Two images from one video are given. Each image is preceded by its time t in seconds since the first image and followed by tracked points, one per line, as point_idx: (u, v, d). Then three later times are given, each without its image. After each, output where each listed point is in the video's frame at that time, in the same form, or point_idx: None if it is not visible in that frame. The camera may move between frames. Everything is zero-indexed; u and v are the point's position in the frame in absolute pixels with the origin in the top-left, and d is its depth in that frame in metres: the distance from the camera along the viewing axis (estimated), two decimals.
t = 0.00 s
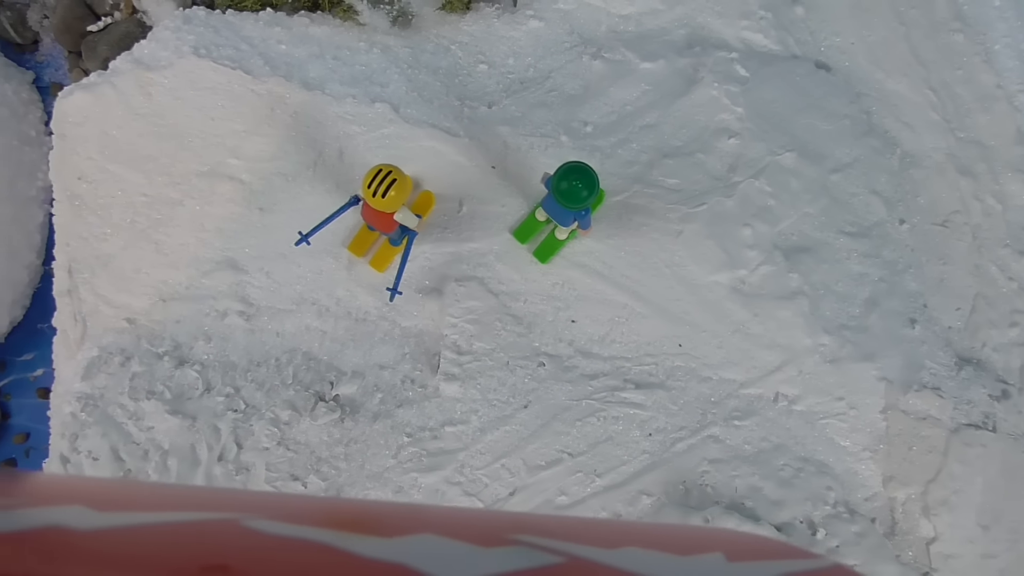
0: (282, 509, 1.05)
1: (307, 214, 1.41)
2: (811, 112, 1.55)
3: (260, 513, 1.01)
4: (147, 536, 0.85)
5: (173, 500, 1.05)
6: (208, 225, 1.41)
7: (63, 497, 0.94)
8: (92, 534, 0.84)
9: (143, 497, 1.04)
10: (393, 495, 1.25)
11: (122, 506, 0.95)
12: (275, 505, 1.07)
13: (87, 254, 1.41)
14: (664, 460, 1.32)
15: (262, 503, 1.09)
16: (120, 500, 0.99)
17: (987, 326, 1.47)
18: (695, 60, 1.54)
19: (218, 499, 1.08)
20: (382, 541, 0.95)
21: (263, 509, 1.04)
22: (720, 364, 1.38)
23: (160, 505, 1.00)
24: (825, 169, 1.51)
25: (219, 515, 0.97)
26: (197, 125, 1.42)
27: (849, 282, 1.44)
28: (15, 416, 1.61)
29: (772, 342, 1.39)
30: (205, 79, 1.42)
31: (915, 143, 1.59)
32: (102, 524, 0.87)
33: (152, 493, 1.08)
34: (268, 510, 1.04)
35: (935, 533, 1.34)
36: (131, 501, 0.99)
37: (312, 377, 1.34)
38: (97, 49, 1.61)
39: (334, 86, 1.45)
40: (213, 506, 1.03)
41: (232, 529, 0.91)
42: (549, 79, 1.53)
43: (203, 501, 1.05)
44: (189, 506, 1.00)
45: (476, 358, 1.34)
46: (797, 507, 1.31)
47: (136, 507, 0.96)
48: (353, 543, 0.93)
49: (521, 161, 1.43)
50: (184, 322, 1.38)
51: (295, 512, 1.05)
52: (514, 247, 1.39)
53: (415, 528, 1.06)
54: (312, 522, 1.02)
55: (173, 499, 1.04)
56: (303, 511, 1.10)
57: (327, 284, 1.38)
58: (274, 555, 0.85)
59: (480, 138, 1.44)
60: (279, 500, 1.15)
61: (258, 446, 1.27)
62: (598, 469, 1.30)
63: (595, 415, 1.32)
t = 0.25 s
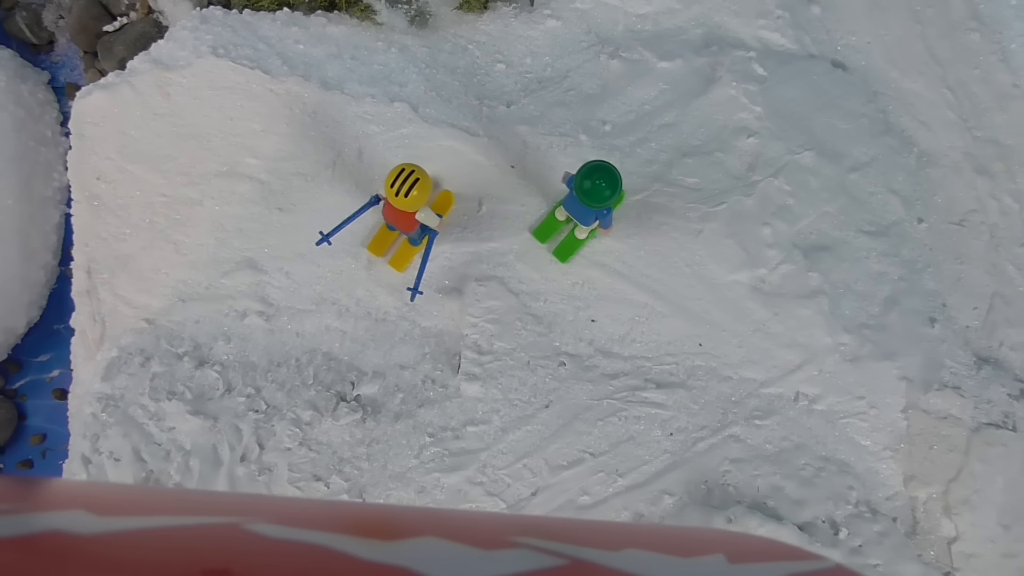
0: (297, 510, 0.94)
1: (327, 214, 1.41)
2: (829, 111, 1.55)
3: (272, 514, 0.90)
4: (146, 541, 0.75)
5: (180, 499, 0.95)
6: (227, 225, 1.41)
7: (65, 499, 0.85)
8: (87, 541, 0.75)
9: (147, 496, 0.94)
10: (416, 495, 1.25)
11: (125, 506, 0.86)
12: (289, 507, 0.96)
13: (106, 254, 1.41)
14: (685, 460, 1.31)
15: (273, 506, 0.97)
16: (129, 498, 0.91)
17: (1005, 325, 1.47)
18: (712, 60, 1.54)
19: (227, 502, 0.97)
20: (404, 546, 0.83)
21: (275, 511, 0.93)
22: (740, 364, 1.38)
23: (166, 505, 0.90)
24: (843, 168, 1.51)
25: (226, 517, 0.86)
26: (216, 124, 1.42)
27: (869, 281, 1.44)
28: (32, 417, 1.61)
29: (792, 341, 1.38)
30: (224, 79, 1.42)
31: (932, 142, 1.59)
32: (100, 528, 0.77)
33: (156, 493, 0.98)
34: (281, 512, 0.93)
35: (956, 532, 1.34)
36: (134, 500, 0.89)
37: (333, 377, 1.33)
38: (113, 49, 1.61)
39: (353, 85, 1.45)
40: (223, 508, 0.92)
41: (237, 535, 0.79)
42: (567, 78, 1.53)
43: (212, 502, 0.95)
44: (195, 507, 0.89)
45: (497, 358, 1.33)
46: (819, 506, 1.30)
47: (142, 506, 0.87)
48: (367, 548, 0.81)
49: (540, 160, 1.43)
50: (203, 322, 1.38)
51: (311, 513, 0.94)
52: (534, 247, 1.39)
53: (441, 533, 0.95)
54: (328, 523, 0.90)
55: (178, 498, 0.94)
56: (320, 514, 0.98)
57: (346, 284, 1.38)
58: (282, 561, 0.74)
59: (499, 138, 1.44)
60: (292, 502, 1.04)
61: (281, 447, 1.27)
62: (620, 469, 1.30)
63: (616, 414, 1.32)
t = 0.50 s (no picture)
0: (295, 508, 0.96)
1: (344, 214, 1.41)
2: (844, 111, 1.55)
3: (274, 512, 0.92)
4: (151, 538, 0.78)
5: (184, 495, 0.97)
6: (244, 225, 1.41)
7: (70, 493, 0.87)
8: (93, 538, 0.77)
9: (150, 494, 0.95)
10: (436, 495, 1.25)
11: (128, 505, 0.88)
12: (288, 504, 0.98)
13: (123, 255, 1.41)
14: (704, 460, 1.32)
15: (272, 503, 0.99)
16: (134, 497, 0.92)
17: (1019, 324, 1.47)
18: (728, 60, 1.54)
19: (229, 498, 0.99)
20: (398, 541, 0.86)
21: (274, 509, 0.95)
22: (757, 364, 1.38)
23: (171, 502, 0.92)
24: (858, 168, 1.51)
25: (228, 513, 0.88)
26: (233, 125, 1.43)
27: (885, 281, 1.44)
28: (47, 418, 1.61)
29: (809, 341, 1.39)
30: (241, 79, 1.42)
31: (946, 142, 1.59)
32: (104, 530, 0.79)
33: (160, 491, 1.00)
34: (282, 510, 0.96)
35: (974, 531, 1.34)
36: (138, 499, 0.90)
37: (352, 377, 1.33)
38: (128, 49, 1.61)
39: (370, 86, 1.45)
40: (224, 504, 0.94)
41: (240, 531, 0.82)
42: (582, 79, 1.53)
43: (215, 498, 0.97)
44: (199, 502, 0.92)
45: (515, 358, 1.34)
46: (837, 506, 1.31)
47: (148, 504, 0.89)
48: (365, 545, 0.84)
49: (557, 161, 1.43)
50: (222, 323, 1.38)
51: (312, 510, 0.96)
52: (551, 248, 1.39)
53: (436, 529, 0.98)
54: (330, 519, 0.93)
55: (185, 494, 0.97)
56: (322, 508, 1.01)
57: (364, 284, 1.38)
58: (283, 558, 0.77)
59: (516, 139, 1.44)
60: (294, 498, 1.07)
61: (301, 447, 1.27)
62: (638, 469, 1.30)
63: (635, 414, 1.32)
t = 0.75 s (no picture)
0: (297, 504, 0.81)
1: (364, 215, 1.41)
2: (860, 111, 1.55)
3: (275, 505, 0.80)
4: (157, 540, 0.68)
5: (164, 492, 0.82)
6: (264, 226, 1.41)
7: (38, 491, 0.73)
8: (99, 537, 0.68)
9: (122, 488, 0.80)
10: (460, 496, 1.25)
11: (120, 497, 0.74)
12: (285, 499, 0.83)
13: (143, 255, 1.41)
14: (725, 459, 1.32)
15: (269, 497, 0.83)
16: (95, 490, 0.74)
17: None
18: (745, 60, 1.54)
19: (222, 490, 0.84)
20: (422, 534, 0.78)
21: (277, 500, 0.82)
22: (777, 363, 1.38)
23: (155, 500, 0.79)
24: (875, 168, 1.51)
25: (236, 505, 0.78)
26: (252, 125, 1.43)
27: (903, 280, 1.44)
28: (65, 417, 1.61)
29: (829, 341, 1.39)
30: (259, 80, 1.42)
31: (961, 141, 1.59)
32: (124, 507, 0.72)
33: (137, 482, 0.86)
34: (282, 505, 0.82)
35: (995, 531, 1.34)
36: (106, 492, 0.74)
37: (374, 377, 1.33)
38: (145, 49, 1.62)
39: (389, 86, 1.45)
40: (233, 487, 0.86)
41: (243, 531, 0.72)
42: (600, 79, 1.53)
43: (199, 495, 0.81)
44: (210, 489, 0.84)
45: (537, 358, 1.34)
46: (859, 505, 1.31)
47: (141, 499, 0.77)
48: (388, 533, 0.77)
49: (576, 161, 1.43)
50: (242, 324, 1.38)
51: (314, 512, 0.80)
52: (571, 248, 1.40)
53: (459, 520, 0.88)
54: (353, 503, 0.88)
55: (184, 486, 0.86)
56: (340, 496, 0.96)
57: (384, 284, 1.39)
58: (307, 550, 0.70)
59: (535, 139, 1.44)
60: (270, 494, 0.85)
61: (324, 448, 1.27)
62: (660, 469, 1.30)
63: (656, 414, 1.32)
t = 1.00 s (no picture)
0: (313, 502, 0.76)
1: (389, 215, 1.41)
2: (883, 111, 1.55)
3: (286, 506, 0.74)
4: (166, 540, 0.63)
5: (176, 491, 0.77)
6: (288, 226, 1.40)
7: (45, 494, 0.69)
8: (107, 538, 0.63)
9: (137, 491, 0.77)
10: (490, 497, 1.25)
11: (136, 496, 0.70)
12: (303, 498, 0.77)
13: (167, 255, 1.40)
14: (753, 460, 1.31)
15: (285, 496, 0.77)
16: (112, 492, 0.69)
17: None
18: (768, 60, 1.54)
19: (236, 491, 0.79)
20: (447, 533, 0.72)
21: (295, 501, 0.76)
22: (803, 364, 1.37)
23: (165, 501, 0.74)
24: (899, 169, 1.51)
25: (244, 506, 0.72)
26: (276, 125, 1.42)
27: (929, 281, 1.43)
28: (85, 419, 1.61)
29: (855, 342, 1.38)
30: (283, 80, 1.42)
31: (984, 142, 1.58)
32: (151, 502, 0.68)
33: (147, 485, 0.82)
34: (294, 506, 0.75)
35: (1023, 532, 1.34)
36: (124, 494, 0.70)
37: (401, 378, 1.33)
38: (166, 49, 1.62)
39: (413, 86, 1.45)
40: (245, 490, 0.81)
41: (248, 532, 0.66)
42: (623, 79, 1.53)
43: (213, 494, 0.76)
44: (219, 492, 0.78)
45: (564, 359, 1.33)
46: (887, 507, 1.31)
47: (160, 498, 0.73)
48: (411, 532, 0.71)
49: (602, 161, 1.43)
50: (267, 324, 1.37)
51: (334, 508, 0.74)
52: (597, 248, 1.39)
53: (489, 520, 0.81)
54: (374, 505, 0.81)
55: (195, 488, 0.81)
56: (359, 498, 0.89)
57: (410, 284, 1.38)
58: (326, 551, 0.64)
59: (560, 139, 1.44)
60: (287, 496, 0.79)
61: (354, 449, 1.27)
62: (689, 470, 1.30)
63: (684, 415, 1.32)
